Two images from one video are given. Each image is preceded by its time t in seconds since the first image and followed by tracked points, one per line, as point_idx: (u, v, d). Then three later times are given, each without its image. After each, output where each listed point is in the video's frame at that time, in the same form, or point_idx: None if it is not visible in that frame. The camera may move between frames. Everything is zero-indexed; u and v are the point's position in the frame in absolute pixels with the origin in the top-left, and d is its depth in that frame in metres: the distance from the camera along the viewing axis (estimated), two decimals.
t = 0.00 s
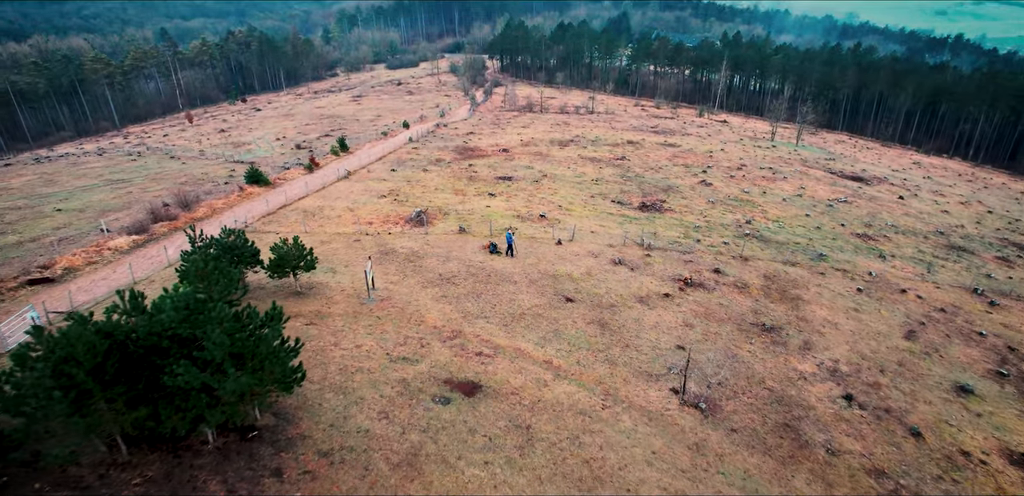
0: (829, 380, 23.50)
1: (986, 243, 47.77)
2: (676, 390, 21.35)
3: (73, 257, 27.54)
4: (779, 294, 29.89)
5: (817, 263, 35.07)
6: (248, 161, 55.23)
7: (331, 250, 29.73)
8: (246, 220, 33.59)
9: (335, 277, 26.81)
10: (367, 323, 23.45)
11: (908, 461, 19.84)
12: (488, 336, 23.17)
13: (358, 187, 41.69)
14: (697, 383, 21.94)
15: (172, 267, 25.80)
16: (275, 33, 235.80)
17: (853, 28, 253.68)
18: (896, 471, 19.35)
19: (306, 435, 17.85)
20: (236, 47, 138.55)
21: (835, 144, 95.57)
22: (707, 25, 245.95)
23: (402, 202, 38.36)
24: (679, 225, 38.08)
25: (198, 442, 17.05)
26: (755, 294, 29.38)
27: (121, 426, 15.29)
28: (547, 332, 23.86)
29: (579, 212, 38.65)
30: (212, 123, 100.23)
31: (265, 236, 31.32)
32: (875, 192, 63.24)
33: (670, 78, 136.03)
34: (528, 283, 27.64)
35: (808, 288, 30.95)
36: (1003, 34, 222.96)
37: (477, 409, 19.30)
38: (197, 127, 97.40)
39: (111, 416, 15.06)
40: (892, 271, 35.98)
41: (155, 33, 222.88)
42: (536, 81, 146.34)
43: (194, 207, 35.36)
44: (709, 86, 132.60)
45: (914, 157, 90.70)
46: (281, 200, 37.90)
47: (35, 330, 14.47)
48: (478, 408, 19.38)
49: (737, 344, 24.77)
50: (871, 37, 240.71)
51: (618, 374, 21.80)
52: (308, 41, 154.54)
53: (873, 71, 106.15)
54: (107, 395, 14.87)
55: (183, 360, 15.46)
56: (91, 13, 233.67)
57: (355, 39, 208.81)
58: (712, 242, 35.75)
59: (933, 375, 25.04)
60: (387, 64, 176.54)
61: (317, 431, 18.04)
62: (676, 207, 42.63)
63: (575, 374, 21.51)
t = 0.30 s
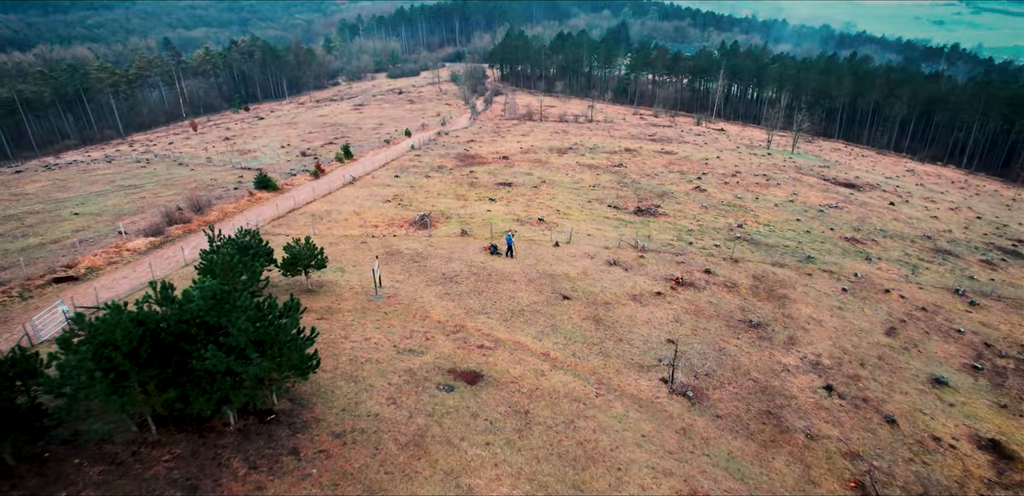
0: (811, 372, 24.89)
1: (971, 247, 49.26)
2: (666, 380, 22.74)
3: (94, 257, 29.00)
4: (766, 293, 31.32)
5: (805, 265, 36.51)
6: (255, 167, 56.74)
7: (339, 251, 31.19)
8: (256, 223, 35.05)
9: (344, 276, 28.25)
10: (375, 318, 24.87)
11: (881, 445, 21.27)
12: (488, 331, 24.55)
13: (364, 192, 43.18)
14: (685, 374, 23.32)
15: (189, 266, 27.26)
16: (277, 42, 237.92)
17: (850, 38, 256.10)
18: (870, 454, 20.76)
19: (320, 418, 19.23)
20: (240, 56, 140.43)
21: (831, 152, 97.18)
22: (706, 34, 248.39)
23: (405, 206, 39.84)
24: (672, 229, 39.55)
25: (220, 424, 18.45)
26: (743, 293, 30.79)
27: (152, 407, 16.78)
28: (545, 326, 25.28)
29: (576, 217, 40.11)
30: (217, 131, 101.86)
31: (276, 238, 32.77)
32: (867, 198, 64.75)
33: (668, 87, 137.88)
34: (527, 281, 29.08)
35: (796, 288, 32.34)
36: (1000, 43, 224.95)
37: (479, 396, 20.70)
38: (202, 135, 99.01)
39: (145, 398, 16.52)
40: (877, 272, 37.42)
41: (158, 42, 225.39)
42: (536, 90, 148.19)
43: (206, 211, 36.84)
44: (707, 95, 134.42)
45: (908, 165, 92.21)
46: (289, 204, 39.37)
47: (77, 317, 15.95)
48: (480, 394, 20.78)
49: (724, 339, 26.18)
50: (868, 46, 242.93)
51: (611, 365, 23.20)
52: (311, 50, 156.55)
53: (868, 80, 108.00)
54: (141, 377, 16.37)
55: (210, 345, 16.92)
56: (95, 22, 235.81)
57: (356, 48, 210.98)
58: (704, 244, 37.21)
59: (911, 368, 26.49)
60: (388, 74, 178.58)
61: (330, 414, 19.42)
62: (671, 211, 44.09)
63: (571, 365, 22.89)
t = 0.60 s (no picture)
0: (794, 365, 26.35)
1: (958, 251, 50.81)
2: (656, 371, 24.20)
3: (115, 258, 30.54)
4: (755, 292, 32.81)
5: (794, 266, 38.03)
6: (262, 174, 58.30)
7: (347, 252, 32.69)
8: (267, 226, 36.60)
9: (352, 275, 29.76)
10: (383, 313, 26.37)
11: (858, 431, 22.73)
12: (489, 326, 26.04)
13: (369, 198, 44.72)
14: (675, 365, 24.79)
15: (206, 266, 28.76)
16: (279, 52, 240.13)
17: (847, 47, 258.39)
18: (847, 439, 22.20)
19: (333, 403, 20.68)
20: (243, 65, 142.37)
21: (826, 160, 98.80)
22: (704, 43, 250.81)
23: (409, 210, 41.39)
24: (666, 232, 41.09)
25: (241, 408, 19.92)
26: (732, 292, 32.27)
27: (180, 390, 18.33)
28: (543, 322, 26.78)
29: (574, 220, 41.66)
30: (221, 139, 103.50)
31: (287, 240, 34.28)
32: (858, 204, 66.31)
33: (666, 95, 139.67)
34: (526, 280, 30.59)
35: (783, 288, 33.82)
36: (996, 52, 226.95)
37: (480, 384, 22.16)
38: (207, 143, 100.63)
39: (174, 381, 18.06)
40: (863, 274, 38.95)
41: (161, 52, 227.67)
42: (535, 99, 150.06)
43: (218, 215, 38.35)
44: (704, 103, 136.28)
45: (902, 173, 93.79)
46: (298, 208, 40.95)
47: (114, 305, 17.52)
48: (482, 383, 22.25)
49: (713, 334, 27.66)
50: (865, 54, 245.11)
51: (605, 357, 24.67)
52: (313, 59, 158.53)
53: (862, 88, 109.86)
54: (170, 363, 17.96)
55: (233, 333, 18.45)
56: (98, 31, 238.03)
57: (357, 58, 213.14)
58: (696, 247, 38.73)
59: (890, 362, 27.98)
60: (389, 82, 180.55)
61: (342, 400, 20.87)
62: (666, 216, 45.63)
63: (567, 357, 24.35)
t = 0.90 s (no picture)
0: (778, 358, 27.89)
1: (944, 254, 52.42)
2: (647, 362, 25.75)
3: (135, 258, 32.17)
4: (744, 291, 34.37)
5: (782, 267, 39.61)
6: (269, 180, 59.93)
7: (355, 253, 34.27)
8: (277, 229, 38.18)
9: (361, 274, 31.34)
10: (390, 310, 27.93)
11: (836, 418, 24.28)
12: (491, 321, 27.60)
13: (374, 202, 46.35)
14: (666, 358, 26.33)
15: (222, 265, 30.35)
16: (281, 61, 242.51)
17: (845, 55, 260.80)
18: (826, 425, 23.73)
19: (345, 390, 22.23)
20: (246, 74, 144.36)
21: (822, 167, 100.40)
22: (703, 52, 253.25)
23: (413, 214, 43.01)
24: (660, 235, 42.69)
25: (260, 394, 21.48)
26: (722, 292, 33.82)
27: (206, 375, 19.92)
28: (542, 317, 28.35)
29: (571, 224, 43.28)
30: (226, 147, 105.26)
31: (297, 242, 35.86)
32: (850, 209, 67.91)
33: (664, 103, 141.48)
34: (525, 280, 32.17)
35: (771, 287, 35.38)
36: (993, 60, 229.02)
37: (482, 373, 23.73)
38: (212, 150, 102.34)
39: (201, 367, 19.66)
40: (849, 275, 40.54)
41: (164, 61, 229.92)
42: (535, 107, 152.03)
43: (231, 218, 39.96)
44: (702, 111, 138.10)
45: (896, 179, 95.42)
46: (306, 212, 42.55)
47: (147, 296, 19.16)
48: (484, 373, 23.81)
49: (702, 330, 29.20)
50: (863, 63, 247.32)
51: (600, 350, 26.21)
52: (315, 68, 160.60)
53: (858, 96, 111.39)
54: (198, 349, 19.56)
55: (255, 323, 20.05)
56: (102, 40, 240.41)
57: (359, 66, 215.40)
58: (689, 249, 40.32)
59: (871, 356, 29.52)
60: (391, 91, 182.61)
61: (354, 388, 22.41)
62: (661, 220, 47.25)
63: (564, 350, 25.88)
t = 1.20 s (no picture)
0: (764, 352, 29.53)
1: (931, 258, 54.10)
2: (639, 355, 27.40)
3: (153, 259, 33.87)
4: (732, 290, 36.07)
5: (772, 269, 41.29)
6: (276, 186, 61.67)
7: (362, 254, 35.93)
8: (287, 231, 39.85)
9: (369, 274, 33.03)
10: (397, 306, 29.64)
11: (816, 406, 25.92)
12: (492, 317, 29.26)
13: (379, 207, 48.05)
14: (656, 351, 27.98)
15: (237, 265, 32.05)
16: (283, 69, 244.73)
17: (843, 64, 263.09)
18: (806, 413, 25.37)
19: (356, 378, 23.87)
20: (249, 83, 146.37)
21: (818, 174, 101.99)
22: (701, 60, 255.72)
23: (417, 218, 44.70)
24: (655, 239, 44.39)
25: (278, 382, 23.12)
26: (712, 291, 35.48)
27: (229, 363, 21.57)
28: (540, 314, 30.02)
29: (569, 228, 45.00)
30: (230, 154, 107.08)
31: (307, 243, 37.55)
32: (842, 215, 69.63)
33: (662, 111, 143.33)
34: (525, 279, 33.91)
35: (760, 288, 37.06)
36: (990, 68, 231.08)
37: (484, 364, 25.37)
38: (217, 157, 104.02)
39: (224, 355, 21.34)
40: (836, 276, 42.22)
41: (167, 70, 232.14)
42: (535, 115, 154.05)
43: (242, 222, 41.69)
44: (700, 119, 139.95)
45: (890, 186, 97.14)
46: (314, 216, 44.25)
47: (177, 290, 20.89)
48: (486, 363, 25.45)
49: (692, 326, 30.89)
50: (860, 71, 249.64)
51: (594, 344, 27.86)
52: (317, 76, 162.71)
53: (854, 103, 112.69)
54: (222, 339, 21.21)
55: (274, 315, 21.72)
56: (106, 49, 242.74)
57: (360, 74, 217.65)
58: (682, 252, 42.01)
59: (852, 351, 31.17)
60: (392, 99, 184.79)
61: (364, 377, 24.02)
62: (655, 225, 48.94)
63: (560, 344, 27.51)
